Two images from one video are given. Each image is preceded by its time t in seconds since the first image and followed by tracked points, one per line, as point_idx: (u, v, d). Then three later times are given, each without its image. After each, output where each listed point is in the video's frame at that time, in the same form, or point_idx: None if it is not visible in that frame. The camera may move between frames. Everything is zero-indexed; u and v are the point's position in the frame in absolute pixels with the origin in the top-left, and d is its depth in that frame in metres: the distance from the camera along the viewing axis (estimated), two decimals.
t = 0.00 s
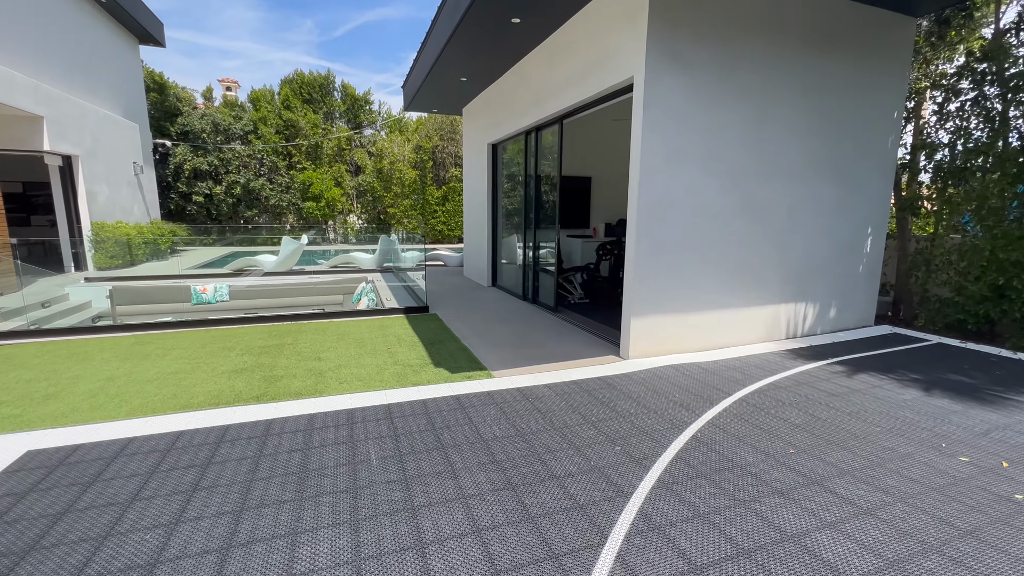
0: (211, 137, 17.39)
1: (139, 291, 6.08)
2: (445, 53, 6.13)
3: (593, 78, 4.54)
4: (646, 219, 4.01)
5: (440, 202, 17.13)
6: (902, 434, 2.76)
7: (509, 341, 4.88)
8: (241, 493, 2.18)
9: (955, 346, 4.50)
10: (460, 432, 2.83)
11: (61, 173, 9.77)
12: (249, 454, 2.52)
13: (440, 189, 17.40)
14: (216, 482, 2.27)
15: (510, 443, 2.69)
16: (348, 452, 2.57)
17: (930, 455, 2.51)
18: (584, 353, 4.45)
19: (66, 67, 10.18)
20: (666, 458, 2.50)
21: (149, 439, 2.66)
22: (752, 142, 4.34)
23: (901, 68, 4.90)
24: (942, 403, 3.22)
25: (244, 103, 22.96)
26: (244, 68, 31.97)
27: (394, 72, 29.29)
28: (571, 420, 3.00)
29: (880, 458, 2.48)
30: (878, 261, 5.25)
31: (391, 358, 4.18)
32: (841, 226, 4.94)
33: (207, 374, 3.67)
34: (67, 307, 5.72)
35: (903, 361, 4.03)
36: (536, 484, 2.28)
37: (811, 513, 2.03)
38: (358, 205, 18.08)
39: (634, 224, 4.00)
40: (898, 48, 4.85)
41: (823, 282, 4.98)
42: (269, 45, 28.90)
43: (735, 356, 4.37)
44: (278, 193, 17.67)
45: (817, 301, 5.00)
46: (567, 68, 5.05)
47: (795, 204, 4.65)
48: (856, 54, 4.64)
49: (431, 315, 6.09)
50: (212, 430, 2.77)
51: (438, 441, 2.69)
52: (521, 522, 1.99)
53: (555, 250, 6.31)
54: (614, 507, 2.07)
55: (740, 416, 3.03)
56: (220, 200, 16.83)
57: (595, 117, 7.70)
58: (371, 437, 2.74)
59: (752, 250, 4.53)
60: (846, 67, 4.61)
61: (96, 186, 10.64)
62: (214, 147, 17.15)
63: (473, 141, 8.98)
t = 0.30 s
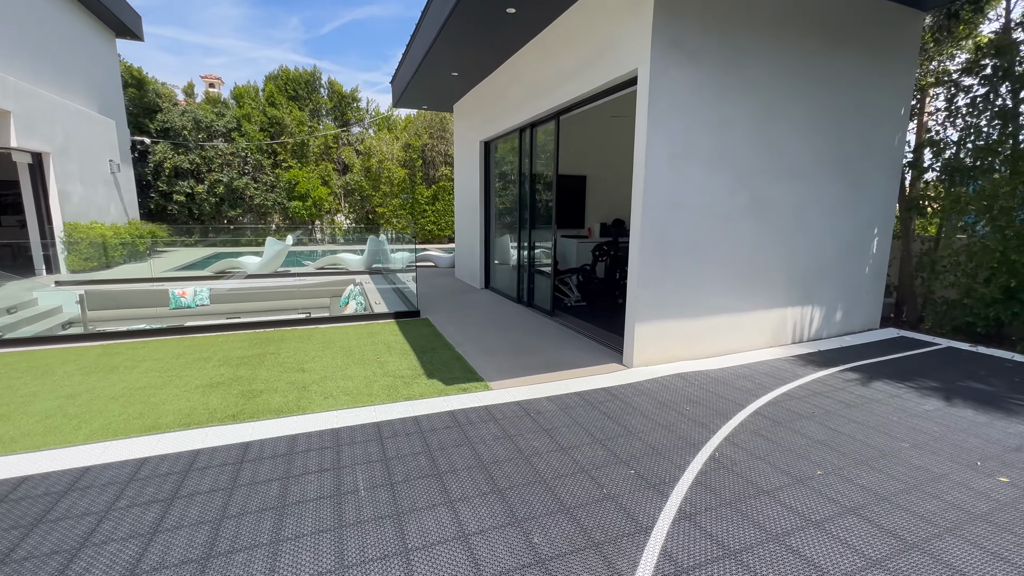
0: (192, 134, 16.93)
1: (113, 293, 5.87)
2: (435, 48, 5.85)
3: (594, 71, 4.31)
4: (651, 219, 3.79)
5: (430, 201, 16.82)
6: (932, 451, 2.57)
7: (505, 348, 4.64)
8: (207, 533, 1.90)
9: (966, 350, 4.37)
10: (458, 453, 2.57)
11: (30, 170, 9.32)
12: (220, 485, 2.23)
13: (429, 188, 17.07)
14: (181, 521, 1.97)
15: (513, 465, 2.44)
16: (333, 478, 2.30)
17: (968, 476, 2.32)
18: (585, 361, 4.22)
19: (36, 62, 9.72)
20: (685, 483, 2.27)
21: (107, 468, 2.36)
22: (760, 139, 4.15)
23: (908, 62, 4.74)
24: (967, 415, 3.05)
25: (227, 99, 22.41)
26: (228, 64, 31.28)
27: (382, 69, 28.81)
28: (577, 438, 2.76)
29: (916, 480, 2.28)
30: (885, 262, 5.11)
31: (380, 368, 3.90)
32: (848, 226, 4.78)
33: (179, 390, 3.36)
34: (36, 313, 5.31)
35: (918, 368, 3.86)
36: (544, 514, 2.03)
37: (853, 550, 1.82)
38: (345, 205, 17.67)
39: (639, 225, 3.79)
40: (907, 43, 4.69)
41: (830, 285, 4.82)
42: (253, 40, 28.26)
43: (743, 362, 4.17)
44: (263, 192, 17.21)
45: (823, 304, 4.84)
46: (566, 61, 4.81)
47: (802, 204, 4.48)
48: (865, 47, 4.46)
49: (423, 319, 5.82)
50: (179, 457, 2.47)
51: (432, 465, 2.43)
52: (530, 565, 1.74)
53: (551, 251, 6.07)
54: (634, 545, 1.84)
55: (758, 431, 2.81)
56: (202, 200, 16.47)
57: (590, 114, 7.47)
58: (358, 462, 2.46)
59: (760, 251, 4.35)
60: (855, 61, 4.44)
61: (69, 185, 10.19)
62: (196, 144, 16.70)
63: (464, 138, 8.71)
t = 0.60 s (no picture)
0: (170, 131, 16.52)
1: (82, 298, 5.45)
2: (423, 40, 5.58)
3: (593, 62, 4.09)
4: (654, 218, 3.59)
5: (418, 200, 16.49)
6: (964, 465, 2.40)
7: (500, 354, 4.39)
8: None
9: (975, 353, 4.24)
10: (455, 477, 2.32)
11: None
12: (183, 522, 1.94)
13: (417, 187, 16.72)
14: (133, 570, 1.68)
15: (517, 490, 2.19)
16: (314, 510, 2.03)
17: (1010, 496, 2.14)
18: (586, 368, 3.99)
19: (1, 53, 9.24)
20: (709, 509, 2.05)
21: (53, 502, 2.06)
22: (766, 134, 3.97)
23: (913, 57, 4.61)
24: (992, 424, 2.89)
25: (208, 96, 21.80)
26: (208, 60, 30.50)
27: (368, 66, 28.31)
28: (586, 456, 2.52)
29: (955, 501, 2.10)
30: (889, 261, 4.98)
31: (367, 379, 3.62)
32: (852, 225, 4.63)
33: (144, 406, 3.05)
34: None
35: (932, 373, 3.71)
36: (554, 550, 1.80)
37: None
38: (330, 204, 17.20)
39: (642, 224, 3.58)
40: (912, 36, 4.56)
41: (834, 286, 4.67)
42: (234, 35, 27.51)
43: (750, 368, 3.97)
44: (244, 191, 16.69)
45: (828, 306, 4.69)
46: (561, 51, 4.58)
47: (808, 202, 4.31)
48: (871, 40, 4.31)
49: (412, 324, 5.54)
50: (138, 488, 2.18)
51: (426, 492, 2.17)
52: None
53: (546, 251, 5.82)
54: None
55: (778, 445, 2.61)
56: (180, 199, 16.04)
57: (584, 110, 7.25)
58: (343, 490, 2.19)
59: (765, 251, 4.17)
60: (861, 54, 4.28)
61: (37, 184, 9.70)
62: (174, 141, 16.28)
63: (454, 134, 8.45)
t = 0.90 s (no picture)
0: (142, 128, 15.81)
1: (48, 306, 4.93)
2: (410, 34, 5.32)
3: (592, 55, 3.88)
4: (658, 221, 3.39)
5: (403, 200, 16.15)
6: (999, 484, 2.24)
7: (495, 363, 4.15)
8: None
9: (981, 357, 4.16)
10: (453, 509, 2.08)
11: None
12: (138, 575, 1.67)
13: (402, 187, 16.37)
14: None
15: (523, 524, 1.97)
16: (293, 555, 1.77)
17: None
18: (586, 378, 3.77)
19: None
20: (738, 543, 1.85)
21: None
22: (770, 132, 3.81)
23: (916, 54, 4.51)
24: (1015, 434, 2.76)
25: (183, 93, 21.09)
26: (184, 56, 29.61)
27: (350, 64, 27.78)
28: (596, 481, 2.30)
29: (999, 527, 1.94)
30: (890, 263, 4.88)
31: (353, 394, 3.35)
32: (855, 226, 4.51)
33: (101, 430, 2.73)
34: None
35: (943, 380, 3.60)
36: None
37: None
38: (313, 204, 16.70)
39: (646, 226, 3.39)
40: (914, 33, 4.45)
41: (838, 289, 4.54)
42: (211, 32, 26.72)
43: (757, 376, 3.81)
44: (223, 191, 16.13)
45: (831, 309, 4.56)
46: (557, 45, 4.36)
47: (812, 203, 4.17)
48: (875, 36, 4.18)
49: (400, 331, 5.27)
50: (88, 533, 1.88)
51: (421, 530, 1.92)
52: None
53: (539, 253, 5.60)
54: None
55: (801, 464, 2.43)
56: (156, 200, 15.38)
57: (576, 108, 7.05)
58: (325, 528, 1.94)
59: (769, 254, 4.02)
60: (865, 50, 4.15)
61: None
62: (147, 139, 15.63)
63: (441, 133, 8.19)
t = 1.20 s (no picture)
0: (111, 125, 15.12)
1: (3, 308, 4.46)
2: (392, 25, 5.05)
3: (588, 46, 3.67)
4: (661, 221, 3.20)
5: (386, 201, 15.78)
6: None
7: (487, 373, 3.91)
8: None
9: (985, 359, 4.07)
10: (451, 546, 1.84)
11: None
12: None
13: (386, 187, 15.99)
14: None
15: (530, 562, 1.75)
16: None
17: None
18: (586, 389, 3.56)
19: None
20: None
21: None
22: (774, 128, 3.66)
23: (915, 50, 4.41)
24: None
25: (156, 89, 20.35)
26: (157, 52, 28.65)
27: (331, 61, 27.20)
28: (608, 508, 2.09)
29: None
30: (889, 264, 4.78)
31: (335, 410, 3.07)
32: (856, 226, 4.40)
33: (47, 459, 2.42)
34: None
35: (953, 385, 3.48)
36: None
37: None
38: (293, 205, 16.16)
39: (649, 227, 3.20)
40: (914, 28, 4.35)
41: (838, 290, 4.43)
42: (185, 27, 25.87)
43: (763, 383, 3.64)
44: (198, 191, 15.53)
45: (832, 312, 4.44)
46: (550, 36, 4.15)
47: (814, 203, 4.03)
48: (876, 30, 4.06)
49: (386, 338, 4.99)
50: None
51: (414, 574, 1.68)
52: None
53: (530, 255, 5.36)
54: None
55: (824, 483, 2.25)
56: (126, 200, 14.70)
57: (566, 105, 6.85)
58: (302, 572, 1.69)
59: (772, 256, 3.86)
60: (866, 45, 4.03)
61: None
62: (117, 137, 14.97)
63: (427, 130, 7.92)
